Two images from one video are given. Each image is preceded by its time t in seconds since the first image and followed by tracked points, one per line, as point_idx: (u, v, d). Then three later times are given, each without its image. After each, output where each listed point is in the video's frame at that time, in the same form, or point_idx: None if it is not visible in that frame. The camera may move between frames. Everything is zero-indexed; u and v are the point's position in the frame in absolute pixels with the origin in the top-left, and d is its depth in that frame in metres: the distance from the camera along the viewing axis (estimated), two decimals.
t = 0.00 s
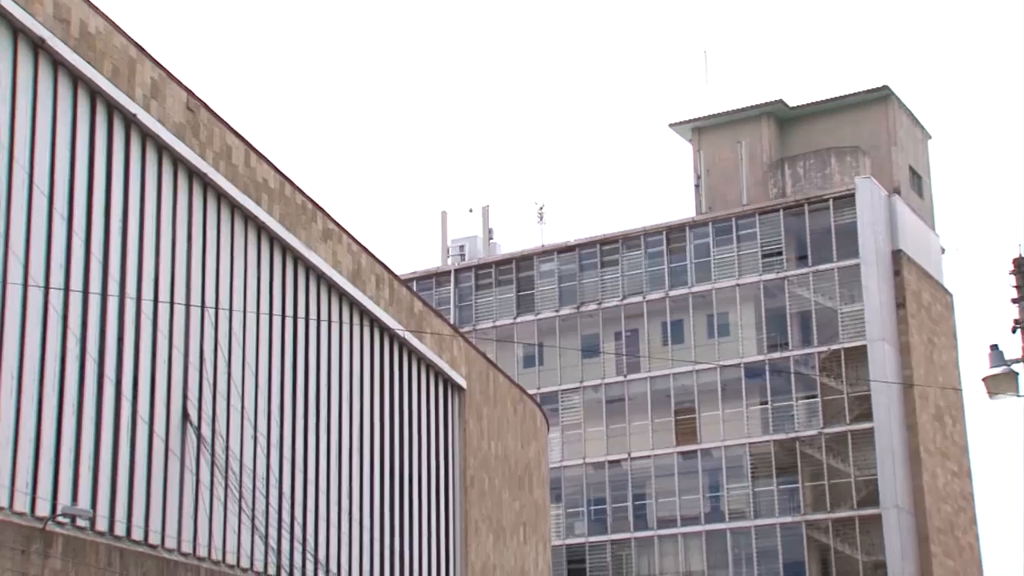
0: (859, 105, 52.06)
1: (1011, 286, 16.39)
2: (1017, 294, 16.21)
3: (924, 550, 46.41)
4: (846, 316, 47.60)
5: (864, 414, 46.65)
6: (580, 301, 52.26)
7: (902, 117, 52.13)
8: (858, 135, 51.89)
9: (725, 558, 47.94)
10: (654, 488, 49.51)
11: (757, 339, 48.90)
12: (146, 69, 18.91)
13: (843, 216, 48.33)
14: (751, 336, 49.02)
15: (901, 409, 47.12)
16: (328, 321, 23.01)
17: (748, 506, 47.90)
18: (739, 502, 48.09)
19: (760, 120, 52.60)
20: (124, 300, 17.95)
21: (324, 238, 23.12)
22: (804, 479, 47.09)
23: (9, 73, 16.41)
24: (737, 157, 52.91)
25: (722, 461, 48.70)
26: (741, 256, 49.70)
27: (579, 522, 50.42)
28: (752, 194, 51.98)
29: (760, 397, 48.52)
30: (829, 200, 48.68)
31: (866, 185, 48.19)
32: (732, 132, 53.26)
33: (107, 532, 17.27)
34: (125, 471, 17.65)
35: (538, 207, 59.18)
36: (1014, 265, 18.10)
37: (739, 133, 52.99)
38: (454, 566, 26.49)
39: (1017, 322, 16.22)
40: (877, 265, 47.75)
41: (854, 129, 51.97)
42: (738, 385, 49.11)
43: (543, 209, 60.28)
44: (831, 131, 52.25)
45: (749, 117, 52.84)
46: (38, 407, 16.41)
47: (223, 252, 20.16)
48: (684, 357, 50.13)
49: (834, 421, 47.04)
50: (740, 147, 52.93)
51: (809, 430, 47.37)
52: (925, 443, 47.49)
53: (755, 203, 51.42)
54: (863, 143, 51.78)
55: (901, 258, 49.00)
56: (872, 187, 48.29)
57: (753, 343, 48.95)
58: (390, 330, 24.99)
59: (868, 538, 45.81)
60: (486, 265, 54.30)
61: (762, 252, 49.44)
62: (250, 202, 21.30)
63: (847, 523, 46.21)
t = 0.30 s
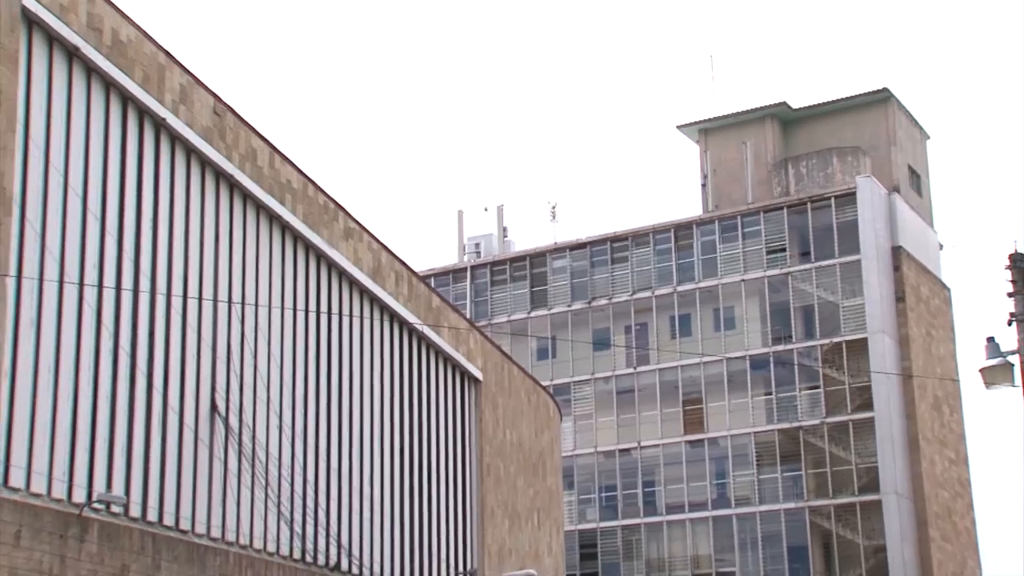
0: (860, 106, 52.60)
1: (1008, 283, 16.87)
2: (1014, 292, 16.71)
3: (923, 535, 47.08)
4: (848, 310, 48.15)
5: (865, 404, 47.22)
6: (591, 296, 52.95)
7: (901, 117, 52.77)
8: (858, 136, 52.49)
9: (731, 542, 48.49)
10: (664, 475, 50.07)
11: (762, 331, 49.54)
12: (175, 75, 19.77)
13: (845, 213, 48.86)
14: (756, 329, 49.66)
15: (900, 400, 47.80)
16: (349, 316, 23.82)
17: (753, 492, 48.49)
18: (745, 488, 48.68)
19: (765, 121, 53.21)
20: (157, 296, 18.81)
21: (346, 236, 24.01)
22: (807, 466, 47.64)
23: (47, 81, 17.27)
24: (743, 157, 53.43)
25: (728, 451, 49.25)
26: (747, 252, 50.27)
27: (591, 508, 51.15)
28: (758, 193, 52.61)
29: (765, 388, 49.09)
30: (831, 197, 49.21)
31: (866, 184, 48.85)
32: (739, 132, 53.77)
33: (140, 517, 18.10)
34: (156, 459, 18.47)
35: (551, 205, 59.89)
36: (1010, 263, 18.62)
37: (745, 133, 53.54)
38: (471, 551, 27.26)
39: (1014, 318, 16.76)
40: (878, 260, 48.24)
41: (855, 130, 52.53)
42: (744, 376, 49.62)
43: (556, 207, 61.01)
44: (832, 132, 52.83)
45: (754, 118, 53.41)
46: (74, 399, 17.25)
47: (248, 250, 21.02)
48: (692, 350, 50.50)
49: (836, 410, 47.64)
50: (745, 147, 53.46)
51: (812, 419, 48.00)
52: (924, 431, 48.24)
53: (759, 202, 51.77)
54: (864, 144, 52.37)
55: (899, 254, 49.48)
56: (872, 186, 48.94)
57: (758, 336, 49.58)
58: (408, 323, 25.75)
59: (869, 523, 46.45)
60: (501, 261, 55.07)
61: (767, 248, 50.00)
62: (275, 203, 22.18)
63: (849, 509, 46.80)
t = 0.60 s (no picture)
0: (859, 110, 53.27)
1: (1001, 275, 17.64)
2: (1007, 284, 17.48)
3: (921, 519, 47.78)
4: (849, 304, 48.94)
5: (866, 393, 48.10)
6: (603, 292, 53.83)
7: (899, 120, 53.55)
8: (858, 138, 53.23)
9: (738, 525, 49.33)
10: (673, 461, 50.94)
11: (766, 325, 50.33)
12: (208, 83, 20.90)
13: (845, 211, 49.67)
14: (761, 323, 50.44)
15: (900, 389, 48.70)
16: (374, 311, 25.29)
17: (759, 478, 49.29)
18: (751, 474, 49.48)
19: (767, 123, 53.75)
20: (193, 291, 19.95)
21: (370, 235, 25.36)
22: (810, 452, 48.52)
23: (89, 91, 18.36)
24: (747, 158, 54.06)
25: (736, 438, 50.07)
26: (752, 249, 51.14)
27: (604, 493, 51.87)
28: (762, 192, 53.21)
29: (769, 378, 50.01)
30: (832, 197, 50.06)
31: (866, 184, 49.65)
32: (744, 133, 54.31)
33: (176, 502, 19.13)
34: (191, 447, 19.53)
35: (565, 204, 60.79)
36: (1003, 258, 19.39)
37: (749, 135, 54.12)
38: (491, 534, 28.98)
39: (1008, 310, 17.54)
40: (878, 256, 49.01)
41: (855, 133, 53.27)
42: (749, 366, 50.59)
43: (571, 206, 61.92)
44: (833, 133, 53.55)
45: (760, 121, 53.91)
46: (115, 389, 18.30)
47: (278, 249, 22.19)
48: (700, 342, 51.47)
49: (838, 400, 48.49)
50: (750, 150, 54.10)
51: (814, 408, 48.82)
52: (922, 420, 49.04)
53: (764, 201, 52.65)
54: (863, 146, 53.12)
55: (898, 250, 50.23)
56: (871, 186, 49.71)
57: (762, 329, 50.36)
58: (430, 318, 27.38)
59: (869, 506, 47.27)
60: (518, 258, 55.97)
61: (771, 245, 50.82)
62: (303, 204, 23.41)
63: (850, 493, 47.64)
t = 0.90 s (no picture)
0: (862, 111, 53.92)
1: (999, 270, 18.42)
2: (1004, 279, 18.26)
3: (923, 504, 48.37)
4: (853, 298, 49.58)
5: (870, 382, 48.71)
6: (618, 287, 54.56)
7: (901, 122, 54.12)
8: (861, 139, 53.90)
9: (747, 509, 50.00)
10: (686, 449, 51.71)
11: (774, 317, 51.05)
12: (241, 90, 21.93)
13: (850, 209, 50.39)
14: (769, 315, 51.18)
15: (900, 378, 49.23)
16: (399, 306, 26.40)
17: (767, 464, 50.02)
18: (759, 460, 50.22)
19: (773, 126, 54.68)
20: (229, 287, 21.00)
21: (395, 234, 26.50)
22: (816, 440, 49.19)
23: (130, 99, 19.40)
24: (755, 159, 55.00)
25: (745, 426, 50.84)
26: (760, 245, 51.76)
27: (619, 479, 52.79)
28: (769, 191, 54.16)
29: (777, 368, 50.70)
30: (836, 196, 50.69)
31: (869, 182, 50.24)
32: (750, 135, 55.25)
33: (212, 488, 20.13)
34: (225, 435, 20.54)
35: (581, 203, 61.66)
36: (1001, 255, 20.12)
37: (757, 137, 55.07)
38: (513, 519, 30.03)
39: (1005, 303, 18.32)
40: (880, 252, 49.69)
41: (858, 134, 53.95)
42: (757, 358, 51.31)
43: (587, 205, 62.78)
44: (837, 135, 54.33)
45: (767, 123, 54.79)
46: (154, 382, 19.31)
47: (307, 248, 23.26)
48: (710, 335, 52.19)
49: (843, 390, 49.16)
50: (758, 151, 55.04)
51: (819, 396, 49.52)
52: (924, 408, 49.92)
53: (771, 200, 53.56)
54: (867, 146, 53.78)
55: (899, 246, 51.04)
56: (875, 185, 50.32)
57: (770, 321, 51.11)
58: (453, 313, 28.50)
59: (873, 492, 47.83)
60: (536, 254, 56.87)
61: (778, 242, 51.39)
62: (331, 204, 24.53)
63: (854, 479, 48.29)
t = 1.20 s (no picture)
0: (866, 112, 55.11)
1: (997, 266, 19.42)
2: (1002, 274, 19.26)
3: (925, 487, 49.38)
4: (857, 292, 50.44)
5: (874, 372, 49.46)
6: (632, 282, 55.49)
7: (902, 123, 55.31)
8: (864, 139, 55.05)
9: (756, 492, 50.94)
10: (697, 437, 52.62)
11: (781, 310, 51.91)
12: (273, 96, 23.05)
13: (854, 207, 51.09)
14: (776, 308, 52.04)
15: (903, 369, 50.20)
16: (423, 301, 27.63)
17: (774, 450, 50.88)
18: (767, 447, 51.10)
19: (779, 126, 55.80)
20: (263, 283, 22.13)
21: (419, 232, 27.77)
22: (822, 428, 49.99)
23: (170, 107, 20.53)
24: (763, 159, 56.10)
25: (753, 415, 51.67)
26: (767, 242, 52.68)
27: (634, 465, 53.74)
28: (776, 190, 55.23)
29: (784, 360, 51.48)
30: (840, 195, 51.41)
31: (872, 181, 51.11)
32: (757, 137, 56.37)
33: (247, 474, 21.21)
34: (259, 424, 21.65)
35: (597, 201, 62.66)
36: (999, 253, 21.09)
37: (764, 138, 56.17)
38: (533, 503, 31.28)
39: (1004, 296, 19.31)
40: (884, 248, 50.63)
41: (861, 134, 55.17)
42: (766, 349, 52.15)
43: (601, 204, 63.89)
44: (840, 136, 55.60)
45: (774, 125, 55.93)
46: (192, 374, 20.39)
47: (334, 247, 24.44)
48: (720, 328, 53.09)
49: (847, 378, 49.93)
50: (766, 152, 56.13)
51: (824, 385, 50.35)
52: (924, 396, 50.63)
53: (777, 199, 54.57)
54: (870, 146, 54.94)
55: (902, 243, 52.11)
56: (877, 184, 51.23)
57: (777, 314, 51.95)
58: (474, 307, 29.74)
59: (877, 476, 48.69)
60: (553, 252, 57.83)
61: (785, 239, 52.35)
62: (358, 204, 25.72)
63: (857, 465, 49.13)
